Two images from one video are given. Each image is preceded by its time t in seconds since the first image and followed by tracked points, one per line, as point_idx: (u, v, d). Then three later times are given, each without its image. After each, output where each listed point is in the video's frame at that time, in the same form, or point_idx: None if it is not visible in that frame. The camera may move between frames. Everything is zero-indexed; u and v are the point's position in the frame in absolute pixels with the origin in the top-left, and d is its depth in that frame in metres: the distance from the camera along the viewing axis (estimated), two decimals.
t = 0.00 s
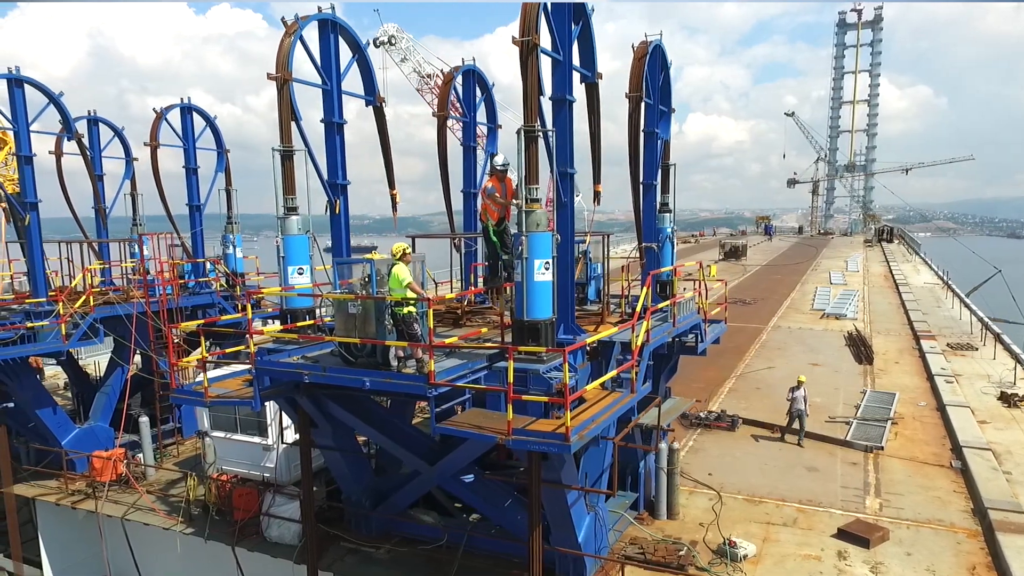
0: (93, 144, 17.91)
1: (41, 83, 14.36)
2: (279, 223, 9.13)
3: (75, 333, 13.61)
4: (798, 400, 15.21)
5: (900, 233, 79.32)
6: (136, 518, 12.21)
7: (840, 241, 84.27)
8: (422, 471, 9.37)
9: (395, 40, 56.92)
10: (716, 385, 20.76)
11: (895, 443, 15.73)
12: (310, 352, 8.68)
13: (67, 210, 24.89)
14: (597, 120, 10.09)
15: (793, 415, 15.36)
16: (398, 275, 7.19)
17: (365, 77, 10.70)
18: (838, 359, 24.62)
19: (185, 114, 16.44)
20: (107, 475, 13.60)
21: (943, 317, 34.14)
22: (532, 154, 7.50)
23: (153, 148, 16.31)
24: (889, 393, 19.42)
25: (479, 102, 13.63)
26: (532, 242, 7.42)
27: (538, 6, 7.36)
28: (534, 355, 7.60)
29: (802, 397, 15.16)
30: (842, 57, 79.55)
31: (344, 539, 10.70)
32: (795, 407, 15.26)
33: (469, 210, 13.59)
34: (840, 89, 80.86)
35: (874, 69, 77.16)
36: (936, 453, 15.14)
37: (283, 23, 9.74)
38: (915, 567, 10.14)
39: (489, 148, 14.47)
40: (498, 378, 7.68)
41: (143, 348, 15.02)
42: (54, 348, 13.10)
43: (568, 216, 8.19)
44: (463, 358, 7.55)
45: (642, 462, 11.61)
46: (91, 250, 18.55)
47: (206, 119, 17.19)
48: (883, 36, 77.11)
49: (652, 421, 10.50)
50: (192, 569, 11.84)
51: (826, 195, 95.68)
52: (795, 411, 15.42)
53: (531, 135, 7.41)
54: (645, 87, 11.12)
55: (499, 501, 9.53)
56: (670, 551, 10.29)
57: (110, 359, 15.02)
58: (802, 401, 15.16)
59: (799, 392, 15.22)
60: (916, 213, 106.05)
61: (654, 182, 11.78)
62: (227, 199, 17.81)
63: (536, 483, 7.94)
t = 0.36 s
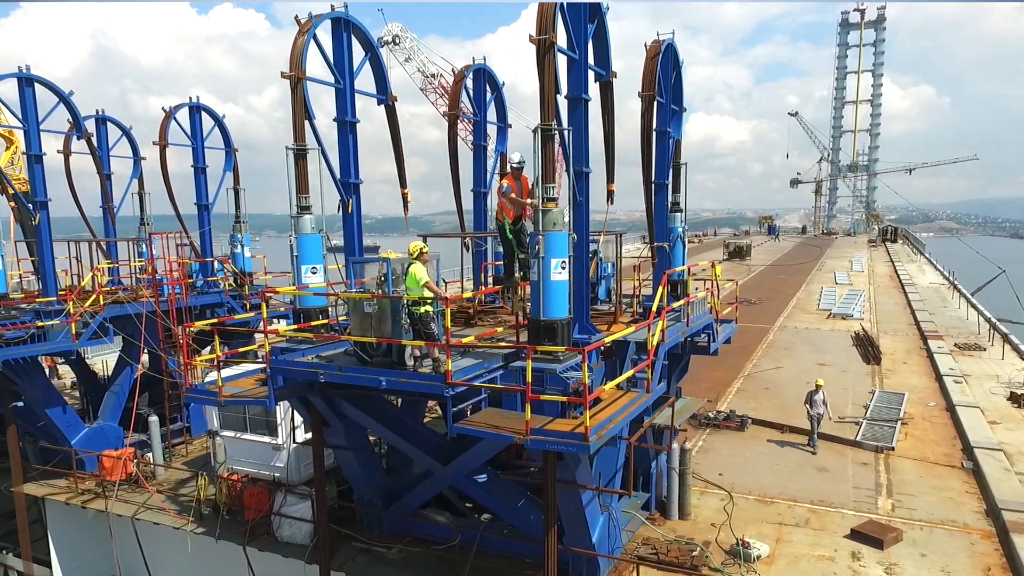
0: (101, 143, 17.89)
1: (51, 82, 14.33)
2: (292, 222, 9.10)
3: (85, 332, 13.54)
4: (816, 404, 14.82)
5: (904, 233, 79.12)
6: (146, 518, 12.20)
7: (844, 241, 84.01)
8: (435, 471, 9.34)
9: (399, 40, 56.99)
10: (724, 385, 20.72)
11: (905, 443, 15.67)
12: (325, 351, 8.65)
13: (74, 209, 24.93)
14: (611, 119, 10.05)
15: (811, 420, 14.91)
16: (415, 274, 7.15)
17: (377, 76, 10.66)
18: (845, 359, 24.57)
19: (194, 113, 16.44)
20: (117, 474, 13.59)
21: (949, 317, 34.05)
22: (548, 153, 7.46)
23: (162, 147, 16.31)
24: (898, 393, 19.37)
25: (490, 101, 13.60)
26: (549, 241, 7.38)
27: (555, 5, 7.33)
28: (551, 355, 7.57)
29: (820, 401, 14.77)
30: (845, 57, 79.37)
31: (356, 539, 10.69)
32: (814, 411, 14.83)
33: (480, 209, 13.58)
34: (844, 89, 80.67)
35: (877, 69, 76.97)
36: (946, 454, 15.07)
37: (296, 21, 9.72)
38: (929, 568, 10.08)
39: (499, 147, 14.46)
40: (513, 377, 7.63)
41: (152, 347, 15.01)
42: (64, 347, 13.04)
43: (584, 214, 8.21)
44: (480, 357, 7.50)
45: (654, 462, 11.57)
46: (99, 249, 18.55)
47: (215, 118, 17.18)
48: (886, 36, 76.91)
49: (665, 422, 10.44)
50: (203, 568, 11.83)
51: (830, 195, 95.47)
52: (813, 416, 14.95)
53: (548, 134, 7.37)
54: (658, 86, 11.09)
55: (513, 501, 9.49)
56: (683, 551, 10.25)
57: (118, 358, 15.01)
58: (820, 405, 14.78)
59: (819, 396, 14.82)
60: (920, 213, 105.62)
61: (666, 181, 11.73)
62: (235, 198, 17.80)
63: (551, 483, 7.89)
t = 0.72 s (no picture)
0: (110, 142, 17.88)
1: (63, 80, 14.25)
2: (307, 222, 9.09)
3: (96, 332, 13.40)
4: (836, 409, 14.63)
5: (908, 233, 78.90)
6: (157, 517, 12.20)
7: (848, 241, 83.75)
8: (450, 470, 9.31)
9: (403, 40, 57.07)
10: (732, 385, 20.68)
11: (916, 444, 15.62)
12: (340, 350, 8.65)
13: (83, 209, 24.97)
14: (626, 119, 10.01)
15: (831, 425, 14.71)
16: (433, 274, 7.12)
17: (390, 75, 10.63)
18: (853, 359, 24.54)
19: (203, 112, 16.44)
20: (128, 474, 13.60)
21: (956, 317, 33.98)
22: (567, 152, 7.44)
23: (171, 147, 16.31)
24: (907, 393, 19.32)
25: (501, 101, 13.58)
26: (568, 241, 7.35)
27: (574, 4, 7.31)
28: (569, 355, 7.55)
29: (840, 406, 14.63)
30: (847, 56, 79.15)
31: (369, 539, 10.67)
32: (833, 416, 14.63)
33: (491, 209, 13.58)
34: (846, 89, 80.53)
35: (880, 69, 76.80)
36: (958, 454, 15.01)
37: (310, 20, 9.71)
38: (945, 568, 10.03)
39: (510, 147, 14.44)
40: (531, 378, 7.61)
41: (163, 347, 15.01)
42: (75, 347, 12.93)
43: (601, 213, 8.21)
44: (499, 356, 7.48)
45: (667, 462, 11.54)
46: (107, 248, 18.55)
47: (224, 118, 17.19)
48: (889, 36, 76.74)
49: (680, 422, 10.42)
50: (214, 568, 11.82)
51: (833, 195, 95.26)
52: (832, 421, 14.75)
53: (566, 133, 7.36)
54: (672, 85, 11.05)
55: (527, 501, 9.46)
56: (697, 552, 10.21)
57: (128, 358, 14.98)
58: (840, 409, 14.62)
59: (838, 401, 14.68)
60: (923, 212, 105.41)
61: (679, 180, 11.65)
62: (244, 198, 17.81)
63: (568, 483, 7.86)
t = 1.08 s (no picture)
0: (121, 142, 17.88)
1: (75, 79, 14.22)
2: (324, 221, 9.06)
3: (108, 331, 13.38)
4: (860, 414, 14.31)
5: (913, 233, 78.63)
6: (170, 516, 12.18)
7: (853, 241, 83.03)
8: (466, 470, 9.29)
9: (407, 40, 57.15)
10: (741, 385, 20.65)
11: (928, 444, 15.56)
12: (357, 349, 8.63)
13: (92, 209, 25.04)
14: (643, 118, 9.97)
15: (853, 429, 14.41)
16: (455, 273, 7.07)
17: (405, 74, 10.62)
18: (862, 359, 24.50)
19: (214, 111, 16.43)
20: (141, 473, 13.58)
21: (964, 317, 33.89)
22: (588, 151, 7.40)
23: (182, 146, 16.32)
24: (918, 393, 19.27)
25: (513, 101, 13.59)
26: (588, 240, 7.31)
27: (595, 1, 7.27)
28: (590, 354, 7.52)
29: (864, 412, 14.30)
30: (850, 56, 78.92)
31: (383, 538, 10.65)
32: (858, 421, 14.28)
33: (503, 207, 13.59)
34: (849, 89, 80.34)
35: (883, 69, 76.62)
36: (971, 454, 14.96)
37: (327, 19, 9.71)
38: (963, 569, 9.96)
39: (521, 146, 14.46)
40: (551, 377, 7.56)
41: (174, 346, 15.00)
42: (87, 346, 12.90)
43: (620, 212, 8.19)
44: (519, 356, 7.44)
45: (681, 463, 11.48)
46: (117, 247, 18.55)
47: (234, 116, 17.19)
48: (892, 36, 76.53)
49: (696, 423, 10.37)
50: (227, 567, 11.81)
51: (837, 195, 95.04)
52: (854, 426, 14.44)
53: (587, 131, 7.32)
54: (687, 84, 11.02)
55: (543, 501, 9.42)
56: (713, 552, 10.17)
57: (139, 357, 14.93)
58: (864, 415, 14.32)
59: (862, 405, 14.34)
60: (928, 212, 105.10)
61: (693, 180, 11.56)
62: (255, 197, 17.81)
63: (587, 483, 7.83)
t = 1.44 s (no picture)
0: (131, 141, 17.90)
1: (87, 77, 14.20)
2: (341, 219, 9.07)
3: (120, 330, 13.34)
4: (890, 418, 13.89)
5: (918, 233, 78.34)
6: (183, 516, 12.16)
7: (858, 241, 82.67)
8: (483, 470, 9.28)
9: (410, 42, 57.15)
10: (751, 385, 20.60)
11: (942, 444, 15.51)
12: (375, 348, 8.62)
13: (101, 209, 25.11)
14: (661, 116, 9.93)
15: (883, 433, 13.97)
16: (477, 271, 7.00)
17: (421, 72, 10.61)
18: (871, 359, 24.44)
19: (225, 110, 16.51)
20: (153, 472, 13.65)
21: (973, 317, 33.79)
22: (611, 148, 7.34)
23: (193, 145, 16.34)
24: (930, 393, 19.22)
25: (526, 99, 13.63)
26: (611, 238, 7.28)
27: None
28: (611, 352, 7.50)
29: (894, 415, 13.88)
30: (853, 56, 78.69)
31: (398, 538, 10.65)
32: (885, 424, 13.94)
33: (516, 206, 13.60)
34: (852, 89, 80.14)
35: (886, 69, 76.40)
36: (985, 454, 14.90)
37: (344, 17, 9.71)
38: (982, 569, 9.88)
39: (534, 144, 14.51)
40: (572, 375, 7.52)
41: (185, 344, 14.98)
42: (100, 345, 12.85)
43: (640, 210, 8.17)
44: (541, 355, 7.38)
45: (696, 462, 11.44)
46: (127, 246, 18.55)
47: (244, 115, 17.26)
48: (895, 36, 76.30)
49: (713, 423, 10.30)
50: (241, 566, 11.79)
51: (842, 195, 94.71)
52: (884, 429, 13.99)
53: (610, 129, 7.28)
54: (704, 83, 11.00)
55: (561, 500, 9.39)
56: (731, 552, 10.13)
57: (150, 355, 14.85)
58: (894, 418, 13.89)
59: (891, 408, 13.97)
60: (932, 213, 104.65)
61: (708, 179, 11.53)
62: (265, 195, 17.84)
63: (608, 483, 7.80)
